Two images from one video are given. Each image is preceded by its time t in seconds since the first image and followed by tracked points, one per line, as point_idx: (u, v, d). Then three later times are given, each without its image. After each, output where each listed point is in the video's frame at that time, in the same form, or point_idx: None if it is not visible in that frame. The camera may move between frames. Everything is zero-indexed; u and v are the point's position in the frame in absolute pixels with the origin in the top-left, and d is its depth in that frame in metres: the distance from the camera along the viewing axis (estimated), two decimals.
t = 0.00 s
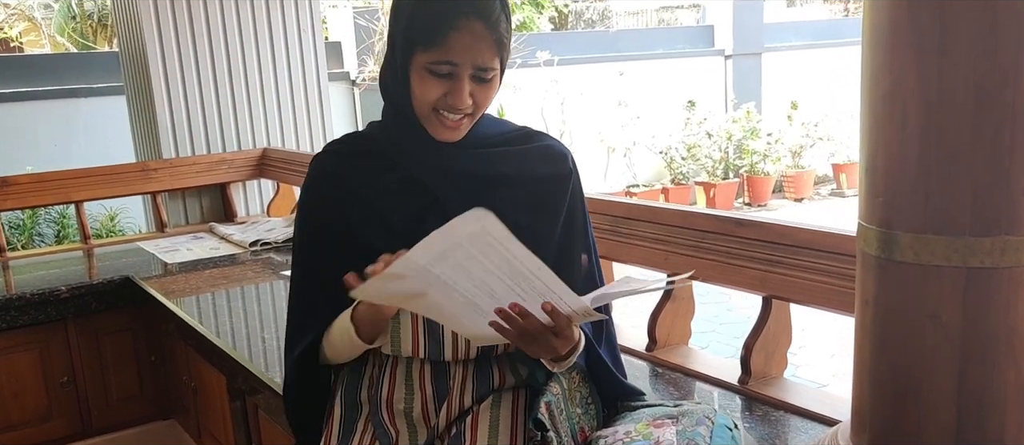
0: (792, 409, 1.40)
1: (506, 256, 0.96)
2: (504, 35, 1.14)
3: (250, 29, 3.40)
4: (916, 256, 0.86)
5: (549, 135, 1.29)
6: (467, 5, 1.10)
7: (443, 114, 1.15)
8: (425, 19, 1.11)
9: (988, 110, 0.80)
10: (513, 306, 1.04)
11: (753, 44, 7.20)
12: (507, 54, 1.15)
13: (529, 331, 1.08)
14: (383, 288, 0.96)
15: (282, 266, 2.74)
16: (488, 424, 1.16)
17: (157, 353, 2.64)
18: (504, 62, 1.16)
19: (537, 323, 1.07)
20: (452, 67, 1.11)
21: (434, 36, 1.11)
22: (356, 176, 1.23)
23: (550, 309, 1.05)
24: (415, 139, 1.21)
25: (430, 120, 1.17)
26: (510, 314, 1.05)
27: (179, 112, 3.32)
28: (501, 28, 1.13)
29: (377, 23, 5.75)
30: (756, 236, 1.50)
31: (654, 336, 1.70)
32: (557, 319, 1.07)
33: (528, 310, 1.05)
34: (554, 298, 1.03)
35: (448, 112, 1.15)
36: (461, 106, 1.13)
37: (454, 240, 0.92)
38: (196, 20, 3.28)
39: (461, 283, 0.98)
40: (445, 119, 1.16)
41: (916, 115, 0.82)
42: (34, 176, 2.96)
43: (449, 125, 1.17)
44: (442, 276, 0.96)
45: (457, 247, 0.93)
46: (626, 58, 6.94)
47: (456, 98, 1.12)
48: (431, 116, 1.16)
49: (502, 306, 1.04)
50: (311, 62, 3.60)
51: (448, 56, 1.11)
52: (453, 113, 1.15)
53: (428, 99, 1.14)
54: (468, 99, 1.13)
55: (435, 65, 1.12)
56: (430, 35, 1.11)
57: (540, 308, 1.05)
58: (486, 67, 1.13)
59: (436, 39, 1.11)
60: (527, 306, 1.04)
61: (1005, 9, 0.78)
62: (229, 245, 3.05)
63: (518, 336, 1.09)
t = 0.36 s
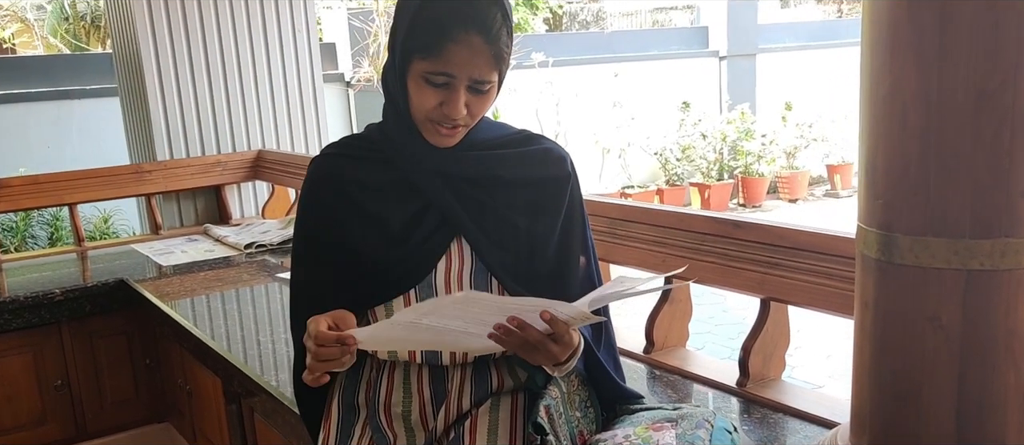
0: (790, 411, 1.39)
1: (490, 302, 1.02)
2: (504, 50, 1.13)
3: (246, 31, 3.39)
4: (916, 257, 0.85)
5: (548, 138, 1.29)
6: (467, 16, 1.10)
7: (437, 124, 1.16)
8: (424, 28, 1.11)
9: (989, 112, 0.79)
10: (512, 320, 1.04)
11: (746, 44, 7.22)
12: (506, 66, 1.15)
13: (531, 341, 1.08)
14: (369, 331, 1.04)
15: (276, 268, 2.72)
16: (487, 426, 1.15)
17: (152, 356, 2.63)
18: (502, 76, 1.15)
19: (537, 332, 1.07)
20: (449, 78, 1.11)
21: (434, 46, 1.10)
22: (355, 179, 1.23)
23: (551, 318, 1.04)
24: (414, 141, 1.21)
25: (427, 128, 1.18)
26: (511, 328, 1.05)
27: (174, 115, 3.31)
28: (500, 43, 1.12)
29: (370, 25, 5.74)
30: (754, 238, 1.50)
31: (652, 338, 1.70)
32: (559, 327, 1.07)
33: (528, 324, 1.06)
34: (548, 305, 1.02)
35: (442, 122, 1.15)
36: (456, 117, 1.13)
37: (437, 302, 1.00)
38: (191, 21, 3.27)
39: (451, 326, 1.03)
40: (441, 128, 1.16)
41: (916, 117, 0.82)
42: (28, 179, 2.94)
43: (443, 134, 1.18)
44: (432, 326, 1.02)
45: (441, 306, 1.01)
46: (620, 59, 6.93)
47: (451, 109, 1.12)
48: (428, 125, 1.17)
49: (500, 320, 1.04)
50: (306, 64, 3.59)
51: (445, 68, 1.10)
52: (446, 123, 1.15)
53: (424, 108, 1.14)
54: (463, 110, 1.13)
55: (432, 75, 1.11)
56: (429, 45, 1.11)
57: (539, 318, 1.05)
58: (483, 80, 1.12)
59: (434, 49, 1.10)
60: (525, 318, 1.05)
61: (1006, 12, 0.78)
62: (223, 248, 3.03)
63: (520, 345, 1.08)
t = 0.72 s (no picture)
0: (789, 411, 1.39)
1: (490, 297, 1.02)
2: (502, 48, 1.13)
3: (241, 31, 3.38)
4: (916, 258, 0.85)
5: (545, 137, 1.29)
6: (465, 16, 1.10)
7: (434, 123, 1.16)
8: (422, 28, 1.11)
9: (988, 114, 0.79)
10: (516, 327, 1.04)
11: (742, 44, 7.22)
12: (504, 63, 1.15)
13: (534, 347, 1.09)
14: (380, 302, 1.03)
15: (272, 269, 2.72)
16: (487, 425, 1.16)
17: (147, 357, 2.62)
18: (500, 74, 1.15)
19: (540, 339, 1.08)
20: (447, 79, 1.11)
21: (431, 47, 1.10)
22: (353, 179, 1.22)
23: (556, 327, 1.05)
24: (411, 142, 1.20)
25: (423, 128, 1.18)
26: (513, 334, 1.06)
27: (168, 116, 3.29)
28: (499, 40, 1.12)
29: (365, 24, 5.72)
30: (752, 238, 1.50)
31: (649, 338, 1.70)
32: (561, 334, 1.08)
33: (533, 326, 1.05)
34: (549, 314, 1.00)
35: (442, 122, 1.15)
36: (455, 116, 1.13)
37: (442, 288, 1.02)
38: (186, 21, 3.26)
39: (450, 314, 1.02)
40: (440, 128, 1.16)
41: (917, 117, 0.81)
42: (22, 179, 2.93)
43: (441, 133, 1.18)
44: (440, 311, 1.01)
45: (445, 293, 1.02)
46: (615, 59, 6.93)
47: (449, 110, 1.12)
48: (427, 125, 1.17)
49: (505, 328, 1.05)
50: (302, 64, 3.58)
51: (444, 68, 1.10)
52: (445, 122, 1.15)
53: (422, 108, 1.14)
54: (462, 110, 1.13)
55: (430, 76, 1.11)
56: (427, 45, 1.10)
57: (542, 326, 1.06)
58: (481, 79, 1.12)
59: (433, 49, 1.10)
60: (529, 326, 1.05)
61: (1005, 12, 0.77)
62: (218, 248, 3.02)
63: (521, 351, 1.09)
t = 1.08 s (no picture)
0: (790, 411, 1.40)
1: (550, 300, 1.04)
2: (503, 41, 1.14)
3: (236, 30, 3.37)
4: (919, 259, 0.84)
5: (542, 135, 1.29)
6: (466, 12, 1.10)
7: (441, 122, 1.15)
8: (424, 26, 1.11)
9: (992, 112, 0.78)
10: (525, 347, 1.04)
11: (738, 44, 7.26)
12: (505, 57, 1.15)
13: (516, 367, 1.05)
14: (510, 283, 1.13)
15: (269, 269, 2.71)
16: (489, 426, 1.15)
17: (144, 357, 2.62)
18: (501, 66, 1.16)
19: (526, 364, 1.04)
20: (453, 75, 1.11)
21: (434, 44, 1.10)
22: (353, 181, 1.22)
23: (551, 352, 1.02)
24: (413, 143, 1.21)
25: (428, 128, 1.18)
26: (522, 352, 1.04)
27: (164, 116, 3.28)
28: (498, 32, 1.13)
29: (361, 24, 5.71)
30: (751, 238, 1.51)
31: (649, 338, 1.71)
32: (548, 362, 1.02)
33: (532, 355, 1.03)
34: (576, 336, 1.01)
35: (447, 120, 1.15)
36: (462, 113, 1.13)
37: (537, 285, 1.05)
38: (180, 20, 3.25)
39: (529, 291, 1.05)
40: (444, 126, 1.16)
41: (922, 116, 0.80)
42: (17, 179, 2.91)
43: (446, 132, 1.17)
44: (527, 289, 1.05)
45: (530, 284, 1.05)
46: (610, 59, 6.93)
47: (457, 105, 1.12)
48: (431, 125, 1.17)
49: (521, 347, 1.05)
50: (297, 64, 3.56)
51: (448, 65, 1.10)
52: (451, 120, 1.15)
53: (427, 107, 1.14)
54: (468, 105, 1.13)
55: (435, 74, 1.11)
56: (430, 44, 1.10)
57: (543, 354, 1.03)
58: (485, 73, 1.12)
59: (436, 47, 1.10)
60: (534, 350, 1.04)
61: (1010, 10, 0.76)
62: (215, 248, 3.01)
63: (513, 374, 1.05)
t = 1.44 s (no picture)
0: (789, 410, 1.40)
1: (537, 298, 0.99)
2: (513, 41, 1.15)
3: (232, 29, 3.37)
4: (921, 256, 0.81)
5: (544, 136, 1.29)
6: (478, 9, 1.11)
7: (446, 118, 1.15)
8: (436, 23, 1.11)
9: (994, 110, 0.76)
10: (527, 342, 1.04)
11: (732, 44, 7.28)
12: (514, 57, 1.16)
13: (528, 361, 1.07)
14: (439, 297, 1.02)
15: (266, 269, 2.70)
16: (489, 424, 1.15)
17: (139, 357, 2.61)
18: (511, 66, 1.16)
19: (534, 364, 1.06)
20: (463, 72, 1.11)
21: (446, 40, 1.11)
22: (354, 180, 1.22)
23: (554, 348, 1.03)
24: (416, 142, 1.21)
25: (432, 124, 1.17)
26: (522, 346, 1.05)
27: (160, 114, 3.27)
28: (508, 32, 1.13)
29: (356, 22, 5.71)
30: (751, 237, 1.51)
31: (649, 337, 1.71)
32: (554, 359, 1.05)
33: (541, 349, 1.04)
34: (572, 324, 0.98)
35: (451, 116, 1.14)
36: (469, 111, 1.13)
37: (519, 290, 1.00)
38: (177, 19, 3.24)
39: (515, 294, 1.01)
40: (448, 123, 1.16)
41: (924, 113, 0.78)
42: (10, 179, 2.90)
43: (451, 129, 1.17)
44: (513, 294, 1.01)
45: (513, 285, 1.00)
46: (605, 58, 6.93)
47: (463, 103, 1.12)
48: (434, 120, 1.16)
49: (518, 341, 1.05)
50: (293, 63, 3.56)
51: (458, 61, 1.10)
52: (457, 117, 1.15)
53: (433, 102, 1.13)
54: (474, 104, 1.13)
55: (445, 70, 1.11)
56: (442, 40, 1.11)
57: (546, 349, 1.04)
58: (494, 73, 1.12)
59: (448, 44, 1.10)
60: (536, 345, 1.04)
61: (1014, 8, 0.74)
62: (211, 248, 3.00)
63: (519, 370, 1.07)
